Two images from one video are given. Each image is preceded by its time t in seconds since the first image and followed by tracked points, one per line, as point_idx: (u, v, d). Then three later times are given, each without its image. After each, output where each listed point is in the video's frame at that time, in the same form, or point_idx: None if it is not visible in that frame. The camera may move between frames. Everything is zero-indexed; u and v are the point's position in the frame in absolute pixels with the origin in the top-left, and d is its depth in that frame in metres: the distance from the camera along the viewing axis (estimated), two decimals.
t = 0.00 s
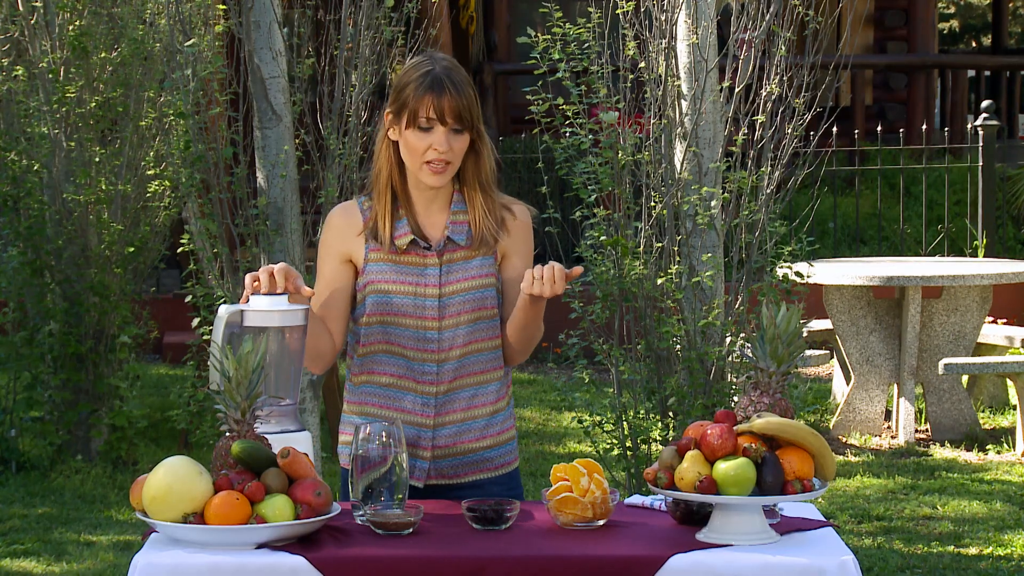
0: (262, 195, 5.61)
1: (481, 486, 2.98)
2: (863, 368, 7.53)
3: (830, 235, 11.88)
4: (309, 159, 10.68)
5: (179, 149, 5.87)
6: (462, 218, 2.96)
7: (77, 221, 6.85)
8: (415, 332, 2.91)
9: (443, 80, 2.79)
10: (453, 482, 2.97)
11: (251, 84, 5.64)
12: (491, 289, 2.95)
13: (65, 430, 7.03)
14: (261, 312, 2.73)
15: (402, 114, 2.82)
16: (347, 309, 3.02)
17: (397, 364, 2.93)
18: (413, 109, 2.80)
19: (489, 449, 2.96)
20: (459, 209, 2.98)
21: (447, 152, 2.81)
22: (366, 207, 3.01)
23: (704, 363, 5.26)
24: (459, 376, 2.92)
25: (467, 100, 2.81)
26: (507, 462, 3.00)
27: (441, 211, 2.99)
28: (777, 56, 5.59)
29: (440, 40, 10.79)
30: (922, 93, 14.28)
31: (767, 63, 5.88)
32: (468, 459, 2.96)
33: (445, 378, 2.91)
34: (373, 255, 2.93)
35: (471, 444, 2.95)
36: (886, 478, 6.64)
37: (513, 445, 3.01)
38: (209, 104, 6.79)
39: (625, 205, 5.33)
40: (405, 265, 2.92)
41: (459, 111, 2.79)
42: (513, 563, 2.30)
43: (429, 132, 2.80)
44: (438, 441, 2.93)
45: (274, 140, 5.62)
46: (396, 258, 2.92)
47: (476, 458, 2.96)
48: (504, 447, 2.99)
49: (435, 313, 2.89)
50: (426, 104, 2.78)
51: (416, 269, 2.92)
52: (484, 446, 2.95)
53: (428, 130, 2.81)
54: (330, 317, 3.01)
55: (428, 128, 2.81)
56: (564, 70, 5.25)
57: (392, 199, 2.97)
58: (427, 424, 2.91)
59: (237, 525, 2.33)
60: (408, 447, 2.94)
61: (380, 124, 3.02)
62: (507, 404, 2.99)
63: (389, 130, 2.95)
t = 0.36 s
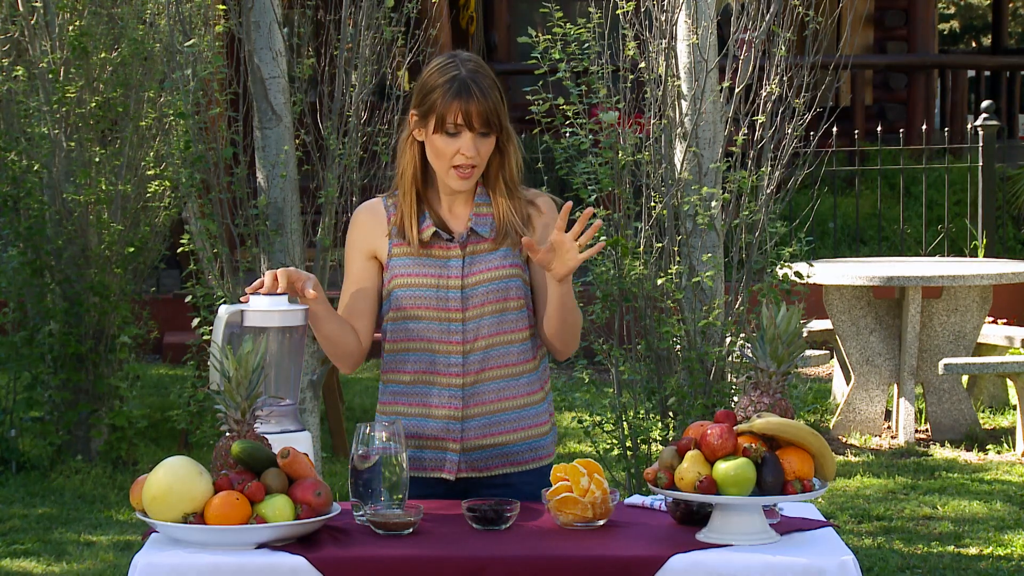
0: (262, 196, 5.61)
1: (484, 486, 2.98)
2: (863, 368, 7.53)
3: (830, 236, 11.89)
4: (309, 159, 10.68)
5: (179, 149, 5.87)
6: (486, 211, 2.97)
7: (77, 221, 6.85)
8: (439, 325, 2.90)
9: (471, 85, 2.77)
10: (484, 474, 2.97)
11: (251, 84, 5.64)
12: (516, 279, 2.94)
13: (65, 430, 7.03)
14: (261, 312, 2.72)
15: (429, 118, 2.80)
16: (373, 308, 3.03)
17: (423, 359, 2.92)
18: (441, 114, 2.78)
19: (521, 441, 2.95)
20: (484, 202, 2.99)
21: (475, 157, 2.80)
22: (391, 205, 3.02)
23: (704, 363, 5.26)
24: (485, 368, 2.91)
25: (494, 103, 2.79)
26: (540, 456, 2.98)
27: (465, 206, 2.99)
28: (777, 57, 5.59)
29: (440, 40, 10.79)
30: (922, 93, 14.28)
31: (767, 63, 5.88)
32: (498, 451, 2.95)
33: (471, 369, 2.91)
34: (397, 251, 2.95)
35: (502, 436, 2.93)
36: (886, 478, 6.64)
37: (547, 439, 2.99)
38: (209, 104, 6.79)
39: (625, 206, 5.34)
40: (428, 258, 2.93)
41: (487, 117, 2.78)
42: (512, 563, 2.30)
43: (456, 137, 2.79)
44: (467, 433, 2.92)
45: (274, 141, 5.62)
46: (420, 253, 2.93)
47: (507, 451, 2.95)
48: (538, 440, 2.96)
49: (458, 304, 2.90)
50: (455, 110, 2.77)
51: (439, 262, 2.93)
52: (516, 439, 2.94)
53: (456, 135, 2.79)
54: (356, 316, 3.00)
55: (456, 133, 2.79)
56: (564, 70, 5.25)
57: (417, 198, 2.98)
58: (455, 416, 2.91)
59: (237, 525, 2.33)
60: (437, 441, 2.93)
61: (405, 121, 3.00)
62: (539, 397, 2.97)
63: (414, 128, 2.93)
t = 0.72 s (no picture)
0: (262, 195, 5.61)
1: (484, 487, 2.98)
2: (863, 368, 7.53)
3: (830, 235, 11.89)
4: (309, 160, 10.69)
5: (179, 149, 5.87)
6: (501, 212, 2.95)
7: (77, 221, 6.85)
8: (448, 326, 2.90)
9: (478, 83, 2.76)
10: (492, 476, 2.97)
11: (251, 84, 5.64)
12: (527, 283, 2.92)
13: (65, 430, 7.03)
14: (261, 311, 2.72)
15: (440, 119, 2.80)
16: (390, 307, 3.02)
17: (432, 359, 2.93)
18: (450, 114, 2.77)
19: (530, 445, 2.94)
20: (498, 204, 2.96)
21: (486, 155, 2.78)
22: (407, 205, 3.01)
23: (704, 363, 5.26)
24: (493, 370, 2.91)
25: (503, 102, 2.77)
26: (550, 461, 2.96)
27: (480, 206, 2.98)
28: (776, 57, 5.59)
29: (440, 40, 10.79)
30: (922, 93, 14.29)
31: (767, 63, 5.88)
32: (506, 454, 2.94)
33: (479, 371, 2.91)
34: (410, 250, 2.95)
35: (509, 439, 2.93)
36: (886, 478, 6.64)
37: (559, 444, 2.97)
38: (209, 104, 6.79)
39: (625, 206, 5.34)
40: (439, 258, 2.93)
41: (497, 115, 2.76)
42: (513, 563, 2.29)
43: (467, 137, 2.78)
44: (474, 435, 2.92)
45: (274, 140, 5.62)
46: (432, 252, 2.94)
47: (516, 454, 2.94)
48: (548, 445, 2.95)
49: (467, 306, 2.89)
50: (464, 110, 2.76)
51: (450, 262, 2.93)
52: (524, 443, 2.93)
53: (467, 135, 2.78)
54: (371, 314, 2.99)
55: (467, 134, 2.78)
56: (564, 70, 5.25)
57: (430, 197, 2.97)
58: (462, 418, 2.91)
59: (237, 525, 2.33)
60: (444, 442, 2.93)
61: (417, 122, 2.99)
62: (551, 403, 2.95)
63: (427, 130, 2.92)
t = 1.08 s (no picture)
0: (262, 195, 5.61)
1: (484, 489, 2.97)
2: (863, 368, 7.53)
3: (830, 236, 11.89)
4: (309, 159, 10.69)
5: (179, 149, 5.87)
6: (509, 216, 2.94)
7: (77, 222, 6.85)
8: (446, 325, 2.92)
9: (492, 84, 2.76)
10: (483, 479, 2.96)
11: (251, 84, 5.64)
12: (528, 290, 2.90)
13: (65, 430, 7.03)
14: (261, 311, 2.73)
15: (453, 118, 2.79)
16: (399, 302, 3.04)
17: (430, 357, 2.94)
18: (463, 114, 2.77)
19: (523, 451, 2.93)
20: (508, 207, 2.95)
21: (500, 156, 2.78)
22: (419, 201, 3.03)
23: (704, 363, 5.26)
24: (488, 372, 2.91)
25: (517, 103, 2.77)
26: (544, 469, 2.96)
27: (491, 207, 2.96)
28: (776, 56, 5.59)
29: (440, 40, 10.79)
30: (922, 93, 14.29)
31: (767, 63, 5.88)
32: (497, 457, 2.94)
33: (474, 373, 2.91)
34: (416, 246, 2.97)
35: (500, 443, 2.93)
36: (886, 478, 6.64)
37: (553, 453, 2.96)
38: (209, 104, 6.78)
39: (625, 206, 5.34)
40: (443, 256, 2.94)
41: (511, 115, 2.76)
42: (512, 563, 2.30)
43: (480, 137, 2.78)
44: (466, 437, 2.93)
45: (274, 140, 5.62)
46: (436, 250, 2.95)
47: (507, 458, 2.94)
48: (542, 453, 2.95)
49: (465, 307, 2.90)
50: (477, 110, 2.75)
51: (453, 261, 2.93)
52: (516, 449, 2.93)
53: (480, 135, 2.78)
54: (377, 309, 3.01)
55: (480, 133, 2.77)
56: (564, 70, 5.25)
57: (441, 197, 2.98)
58: (455, 418, 2.92)
59: (237, 525, 2.33)
60: (437, 441, 2.94)
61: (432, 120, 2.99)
62: (546, 412, 2.94)
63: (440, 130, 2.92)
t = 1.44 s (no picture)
0: (262, 195, 5.61)
1: (483, 489, 2.97)
2: (863, 368, 7.53)
3: (830, 235, 11.89)
4: (309, 159, 10.69)
5: (180, 149, 5.87)
6: (508, 216, 2.93)
7: (77, 221, 6.84)
8: (444, 325, 2.92)
9: (498, 78, 2.76)
10: (478, 479, 2.96)
11: (251, 84, 5.64)
12: (526, 290, 2.90)
13: (65, 430, 7.03)
14: (261, 311, 2.73)
15: (457, 113, 2.79)
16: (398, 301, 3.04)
17: (428, 356, 2.95)
18: (468, 108, 2.77)
19: (519, 451, 2.93)
20: (508, 207, 2.94)
21: (503, 150, 2.78)
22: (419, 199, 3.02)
23: (704, 363, 5.26)
24: (485, 372, 2.92)
25: (523, 98, 2.78)
26: (540, 470, 2.96)
27: (491, 205, 2.96)
28: (777, 56, 5.59)
29: (440, 40, 10.80)
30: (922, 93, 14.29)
31: (767, 63, 5.87)
32: (493, 458, 2.95)
33: (471, 373, 2.91)
34: (416, 245, 2.98)
35: (497, 444, 2.94)
36: (886, 478, 6.64)
37: (550, 453, 2.96)
38: (209, 104, 6.78)
39: (625, 205, 5.34)
40: (442, 255, 2.94)
41: (515, 111, 2.76)
42: (512, 563, 2.30)
43: (484, 131, 2.78)
44: (463, 436, 2.93)
45: (274, 140, 5.62)
46: (436, 249, 2.95)
47: (503, 458, 2.94)
48: (539, 454, 2.95)
49: (463, 307, 2.90)
50: (482, 104, 2.76)
51: (452, 261, 2.93)
52: (513, 449, 2.93)
53: (484, 130, 2.78)
54: (377, 309, 3.02)
55: (484, 128, 2.77)
56: (564, 70, 5.25)
57: (442, 194, 2.97)
58: (452, 417, 2.92)
59: (237, 525, 2.33)
60: (434, 440, 2.95)
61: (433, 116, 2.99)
62: (543, 412, 2.94)
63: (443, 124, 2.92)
